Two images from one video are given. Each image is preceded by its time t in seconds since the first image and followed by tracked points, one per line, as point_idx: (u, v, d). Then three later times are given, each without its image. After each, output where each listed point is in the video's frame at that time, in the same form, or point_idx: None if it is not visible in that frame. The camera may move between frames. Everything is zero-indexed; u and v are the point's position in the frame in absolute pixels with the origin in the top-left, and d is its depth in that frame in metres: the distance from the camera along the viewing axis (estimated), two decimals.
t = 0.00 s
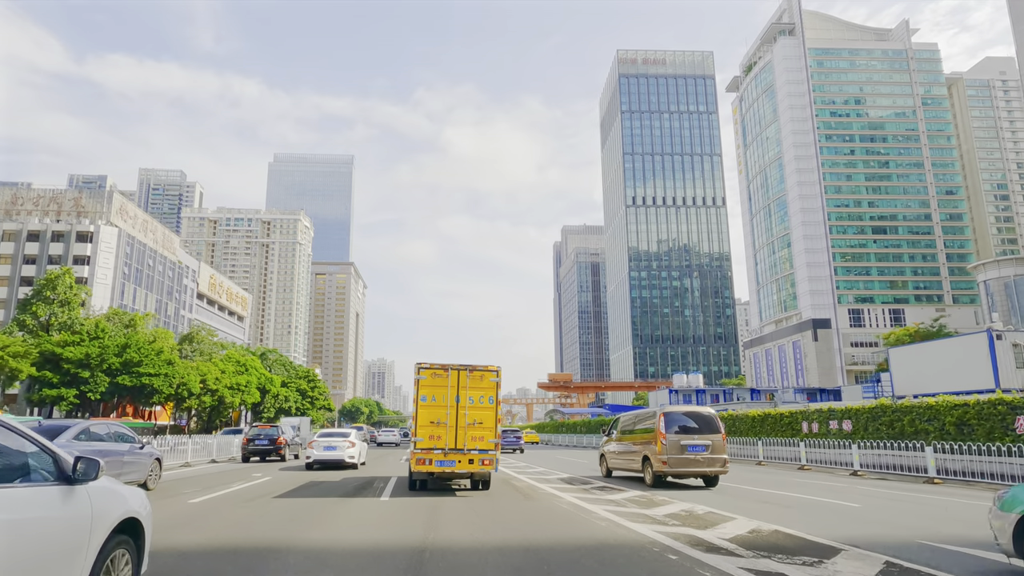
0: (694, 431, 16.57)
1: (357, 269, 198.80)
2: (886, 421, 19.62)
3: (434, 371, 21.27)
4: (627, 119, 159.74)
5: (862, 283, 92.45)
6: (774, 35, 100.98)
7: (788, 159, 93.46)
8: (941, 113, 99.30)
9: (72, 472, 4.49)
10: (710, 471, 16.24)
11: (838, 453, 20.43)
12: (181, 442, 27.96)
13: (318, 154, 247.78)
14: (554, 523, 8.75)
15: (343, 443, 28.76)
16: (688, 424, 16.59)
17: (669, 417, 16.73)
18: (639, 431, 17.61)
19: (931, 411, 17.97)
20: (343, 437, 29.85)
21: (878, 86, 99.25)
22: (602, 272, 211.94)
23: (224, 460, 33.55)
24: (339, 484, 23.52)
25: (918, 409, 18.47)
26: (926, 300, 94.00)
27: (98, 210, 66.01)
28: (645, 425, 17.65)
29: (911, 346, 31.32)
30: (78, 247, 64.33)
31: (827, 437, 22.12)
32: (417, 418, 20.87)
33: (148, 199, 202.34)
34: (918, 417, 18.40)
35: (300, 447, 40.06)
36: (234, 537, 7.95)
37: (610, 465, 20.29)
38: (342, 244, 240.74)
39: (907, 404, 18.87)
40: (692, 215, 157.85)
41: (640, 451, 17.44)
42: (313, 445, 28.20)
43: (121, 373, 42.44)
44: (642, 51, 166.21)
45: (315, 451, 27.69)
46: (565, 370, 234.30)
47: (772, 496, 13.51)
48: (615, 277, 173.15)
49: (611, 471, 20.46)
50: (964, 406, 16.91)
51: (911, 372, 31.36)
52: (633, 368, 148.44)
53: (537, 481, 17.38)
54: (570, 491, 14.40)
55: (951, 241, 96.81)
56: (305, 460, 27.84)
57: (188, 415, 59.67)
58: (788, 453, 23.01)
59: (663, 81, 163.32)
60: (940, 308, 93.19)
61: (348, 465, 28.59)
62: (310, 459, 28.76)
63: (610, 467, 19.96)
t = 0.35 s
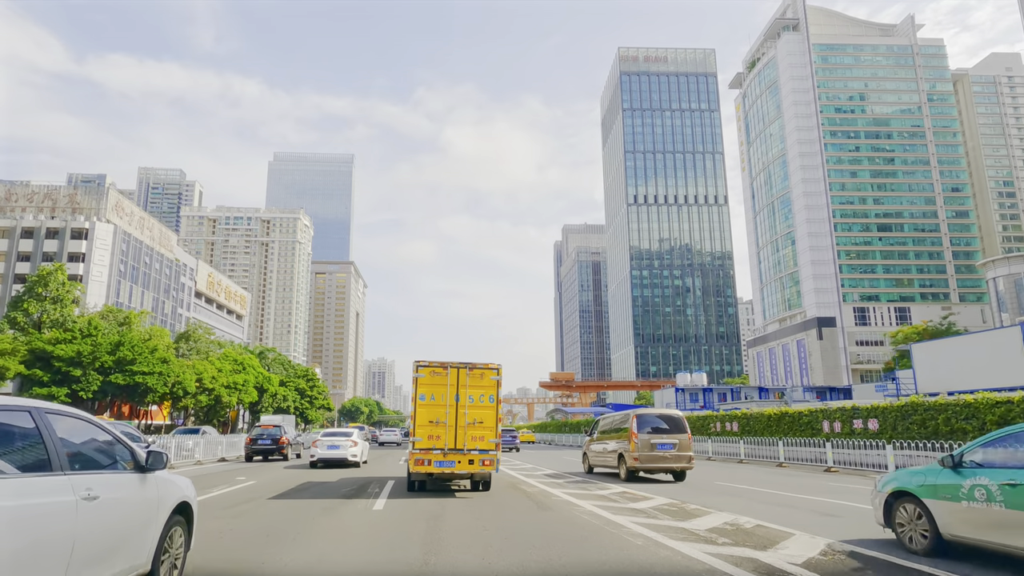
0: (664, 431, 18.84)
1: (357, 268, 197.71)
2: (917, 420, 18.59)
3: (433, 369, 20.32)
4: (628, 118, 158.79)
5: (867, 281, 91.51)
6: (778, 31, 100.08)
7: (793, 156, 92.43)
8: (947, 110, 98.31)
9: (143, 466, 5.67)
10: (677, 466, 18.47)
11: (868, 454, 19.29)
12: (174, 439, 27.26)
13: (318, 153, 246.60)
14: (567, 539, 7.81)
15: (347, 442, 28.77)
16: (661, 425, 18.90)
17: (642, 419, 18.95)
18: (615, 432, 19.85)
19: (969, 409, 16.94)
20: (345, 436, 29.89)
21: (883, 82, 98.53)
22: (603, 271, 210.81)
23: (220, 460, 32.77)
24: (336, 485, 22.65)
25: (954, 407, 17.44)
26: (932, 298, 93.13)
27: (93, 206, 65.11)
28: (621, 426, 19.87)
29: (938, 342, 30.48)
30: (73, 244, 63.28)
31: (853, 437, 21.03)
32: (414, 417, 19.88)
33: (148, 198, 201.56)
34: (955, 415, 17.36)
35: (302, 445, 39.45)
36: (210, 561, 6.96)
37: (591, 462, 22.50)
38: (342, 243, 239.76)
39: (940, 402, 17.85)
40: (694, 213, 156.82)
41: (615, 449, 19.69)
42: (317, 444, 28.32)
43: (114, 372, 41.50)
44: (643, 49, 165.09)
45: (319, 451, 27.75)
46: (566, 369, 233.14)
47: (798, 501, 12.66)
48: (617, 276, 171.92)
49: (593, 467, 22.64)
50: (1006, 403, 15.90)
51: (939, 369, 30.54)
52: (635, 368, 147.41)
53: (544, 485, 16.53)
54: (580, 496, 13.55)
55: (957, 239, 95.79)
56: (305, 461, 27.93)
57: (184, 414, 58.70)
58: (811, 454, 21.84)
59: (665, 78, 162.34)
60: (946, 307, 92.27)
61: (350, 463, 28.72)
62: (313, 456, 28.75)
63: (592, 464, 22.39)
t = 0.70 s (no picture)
0: (639, 431, 20.50)
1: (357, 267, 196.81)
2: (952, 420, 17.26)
3: (431, 367, 19.59)
4: (629, 116, 157.84)
5: (872, 279, 90.47)
6: (781, 26, 99.18)
7: (797, 153, 91.51)
8: (953, 106, 97.20)
9: (188, 459, 7.05)
10: (650, 464, 20.19)
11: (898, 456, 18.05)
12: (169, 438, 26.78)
13: (318, 152, 245.63)
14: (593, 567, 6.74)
15: (349, 441, 29.03)
16: (638, 426, 20.59)
17: (620, 421, 20.58)
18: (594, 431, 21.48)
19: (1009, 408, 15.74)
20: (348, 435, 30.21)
21: (888, 78, 97.63)
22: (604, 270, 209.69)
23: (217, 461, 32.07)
24: (330, 486, 21.92)
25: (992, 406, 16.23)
26: (939, 296, 92.11)
27: (89, 203, 64.31)
28: (600, 427, 21.50)
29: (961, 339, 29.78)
30: (68, 241, 62.45)
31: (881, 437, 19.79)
32: (412, 418, 19.18)
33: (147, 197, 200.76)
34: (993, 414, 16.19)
35: (303, 444, 38.60)
36: None
37: (575, 459, 24.17)
38: (342, 243, 238.85)
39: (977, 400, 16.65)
40: (696, 212, 155.73)
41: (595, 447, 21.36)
42: (320, 443, 28.65)
43: (107, 370, 40.81)
44: (645, 47, 164.22)
45: (322, 449, 28.12)
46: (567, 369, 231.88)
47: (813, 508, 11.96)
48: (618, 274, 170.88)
49: (576, 463, 24.34)
50: None
51: (963, 367, 29.80)
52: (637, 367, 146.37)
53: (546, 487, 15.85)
54: (583, 497, 12.85)
55: (963, 236, 94.70)
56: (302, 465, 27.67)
57: (181, 414, 57.91)
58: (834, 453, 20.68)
59: (666, 76, 161.44)
60: (952, 305, 91.30)
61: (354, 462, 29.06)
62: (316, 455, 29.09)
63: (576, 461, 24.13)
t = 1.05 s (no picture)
0: (618, 431, 22.00)
1: (357, 266, 195.84)
2: (992, 418, 15.85)
3: (429, 365, 18.80)
4: (631, 114, 156.69)
5: (877, 277, 89.29)
6: (785, 22, 98.12)
7: (801, 150, 90.51)
8: (959, 102, 96.02)
9: (221, 454, 7.74)
10: (628, 460, 21.52)
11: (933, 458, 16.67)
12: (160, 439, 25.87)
13: (318, 151, 244.51)
14: None
15: (352, 440, 28.70)
16: (618, 426, 21.99)
17: (600, 421, 22.01)
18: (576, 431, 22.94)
19: None
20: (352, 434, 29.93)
21: (893, 74, 96.71)
22: (605, 269, 208.60)
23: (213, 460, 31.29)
24: (326, 487, 21.11)
25: None
26: (945, 295, 91.06)
27: (84, 199, 63.38)
28: (582, 427, 22.95)
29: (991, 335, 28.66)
30: (62, 238, 61.44)
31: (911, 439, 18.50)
32: (410, 417, 18.41)
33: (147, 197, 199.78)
34: None
35: (303, 443, 37.87)
36: None
37: (560, 458, 25.61)
38: (342, 242, 237.86)
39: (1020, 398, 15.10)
40: (698, 210, 154.67)
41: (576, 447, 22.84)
42: (322, 442, 28.36)
43: (100, 369, 39.91)
44: (647, 44, 163.13)
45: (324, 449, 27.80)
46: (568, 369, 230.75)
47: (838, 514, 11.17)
48: (619, 273, 169.77)
49: (562, 462, 25.81)
50: None
51: (994, 364, 28.63)
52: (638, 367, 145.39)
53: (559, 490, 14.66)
54: (602, 504, 11.58)
55: (970, 234, 93.53)
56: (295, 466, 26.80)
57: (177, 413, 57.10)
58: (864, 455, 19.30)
59: (668, 74, 160.42)
60: (958, 303, 90.27)
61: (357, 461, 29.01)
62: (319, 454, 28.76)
63: (562, 459, 25.59)
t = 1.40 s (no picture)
0: (600, 430, 23.91)
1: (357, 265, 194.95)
2: None
3: (429, 363, 18.29)
4: (632, 112, 155.70)
5: (882, 276, 88.37)
6: (789, 18, 97.24)
7: (806, 147, 89.56)
8: (965, 98, 95.09)
9: (246, 451, 8.73)
10: (609, 457, 23.45)
11: (965, 460, 15.73)
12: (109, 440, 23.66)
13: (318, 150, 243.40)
14: None
15: (355, 439, 28.50)
16: (601, 427, 23.88)
17: (584, 421, 23.91)
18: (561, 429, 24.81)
19: None
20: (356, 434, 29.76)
21: (898, 70, 95.82)
22: (606, 268, 207.73)
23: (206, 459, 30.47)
24: (320, 488, 20.47)
25: None
26: (951, 293, 90.14)
27: (80, 195, 62.77)
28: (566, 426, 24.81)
29: None
30: (57, 235, 60.57)
31: (947, 440, 17.18)
32: (409, 416, 17.84)
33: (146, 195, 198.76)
34: None
35: (304, 443, 37.04)
36: None
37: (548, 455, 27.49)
38: (342, 241, 237.10)
39: None
40: (699, 209, 153.66)
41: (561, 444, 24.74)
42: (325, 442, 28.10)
43: (92, 367, 38.93)
44: (648, 42, 162.17)
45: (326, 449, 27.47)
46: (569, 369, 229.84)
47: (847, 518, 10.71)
48: (620, 272, 168.70)
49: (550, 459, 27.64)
50: None
51: None
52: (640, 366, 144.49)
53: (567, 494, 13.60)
54: (628, 514, 10.25)
55: (976, 231, 92.74)
56: (290, 468, 25.96)
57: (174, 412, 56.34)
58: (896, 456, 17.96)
59: (669, 72, 159.54)
60: (964, 301, 89.29)
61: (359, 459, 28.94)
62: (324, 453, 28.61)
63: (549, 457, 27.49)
